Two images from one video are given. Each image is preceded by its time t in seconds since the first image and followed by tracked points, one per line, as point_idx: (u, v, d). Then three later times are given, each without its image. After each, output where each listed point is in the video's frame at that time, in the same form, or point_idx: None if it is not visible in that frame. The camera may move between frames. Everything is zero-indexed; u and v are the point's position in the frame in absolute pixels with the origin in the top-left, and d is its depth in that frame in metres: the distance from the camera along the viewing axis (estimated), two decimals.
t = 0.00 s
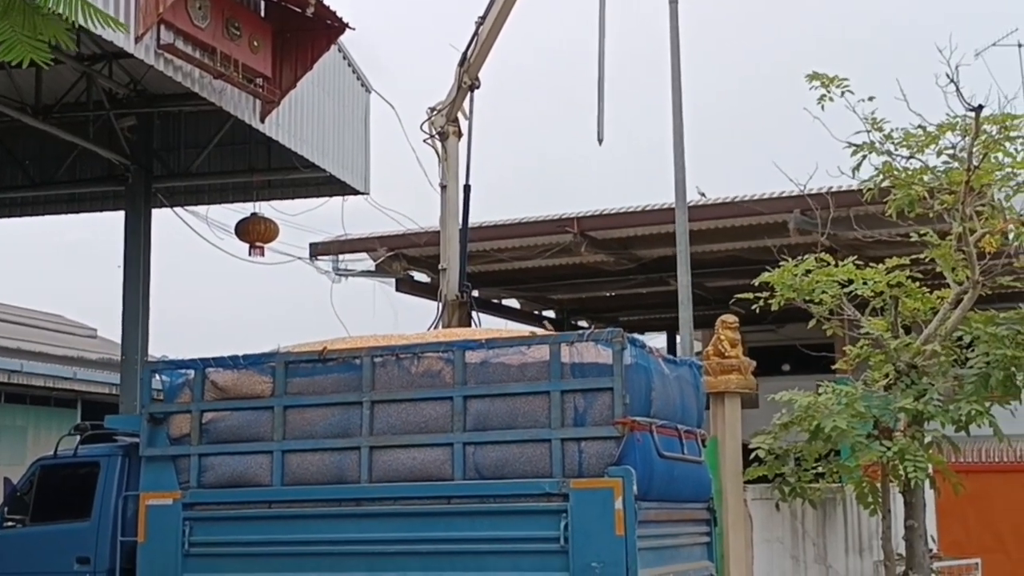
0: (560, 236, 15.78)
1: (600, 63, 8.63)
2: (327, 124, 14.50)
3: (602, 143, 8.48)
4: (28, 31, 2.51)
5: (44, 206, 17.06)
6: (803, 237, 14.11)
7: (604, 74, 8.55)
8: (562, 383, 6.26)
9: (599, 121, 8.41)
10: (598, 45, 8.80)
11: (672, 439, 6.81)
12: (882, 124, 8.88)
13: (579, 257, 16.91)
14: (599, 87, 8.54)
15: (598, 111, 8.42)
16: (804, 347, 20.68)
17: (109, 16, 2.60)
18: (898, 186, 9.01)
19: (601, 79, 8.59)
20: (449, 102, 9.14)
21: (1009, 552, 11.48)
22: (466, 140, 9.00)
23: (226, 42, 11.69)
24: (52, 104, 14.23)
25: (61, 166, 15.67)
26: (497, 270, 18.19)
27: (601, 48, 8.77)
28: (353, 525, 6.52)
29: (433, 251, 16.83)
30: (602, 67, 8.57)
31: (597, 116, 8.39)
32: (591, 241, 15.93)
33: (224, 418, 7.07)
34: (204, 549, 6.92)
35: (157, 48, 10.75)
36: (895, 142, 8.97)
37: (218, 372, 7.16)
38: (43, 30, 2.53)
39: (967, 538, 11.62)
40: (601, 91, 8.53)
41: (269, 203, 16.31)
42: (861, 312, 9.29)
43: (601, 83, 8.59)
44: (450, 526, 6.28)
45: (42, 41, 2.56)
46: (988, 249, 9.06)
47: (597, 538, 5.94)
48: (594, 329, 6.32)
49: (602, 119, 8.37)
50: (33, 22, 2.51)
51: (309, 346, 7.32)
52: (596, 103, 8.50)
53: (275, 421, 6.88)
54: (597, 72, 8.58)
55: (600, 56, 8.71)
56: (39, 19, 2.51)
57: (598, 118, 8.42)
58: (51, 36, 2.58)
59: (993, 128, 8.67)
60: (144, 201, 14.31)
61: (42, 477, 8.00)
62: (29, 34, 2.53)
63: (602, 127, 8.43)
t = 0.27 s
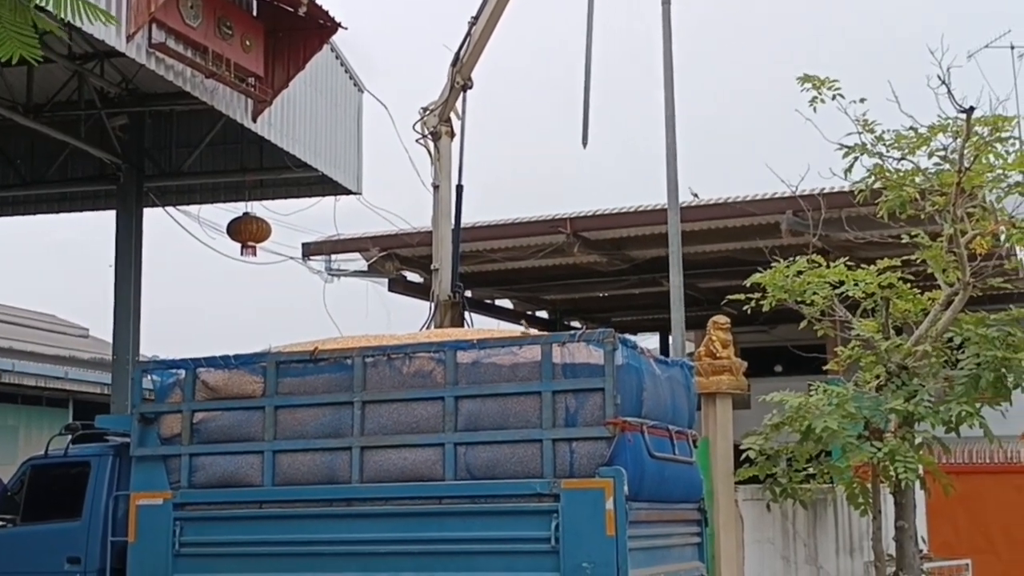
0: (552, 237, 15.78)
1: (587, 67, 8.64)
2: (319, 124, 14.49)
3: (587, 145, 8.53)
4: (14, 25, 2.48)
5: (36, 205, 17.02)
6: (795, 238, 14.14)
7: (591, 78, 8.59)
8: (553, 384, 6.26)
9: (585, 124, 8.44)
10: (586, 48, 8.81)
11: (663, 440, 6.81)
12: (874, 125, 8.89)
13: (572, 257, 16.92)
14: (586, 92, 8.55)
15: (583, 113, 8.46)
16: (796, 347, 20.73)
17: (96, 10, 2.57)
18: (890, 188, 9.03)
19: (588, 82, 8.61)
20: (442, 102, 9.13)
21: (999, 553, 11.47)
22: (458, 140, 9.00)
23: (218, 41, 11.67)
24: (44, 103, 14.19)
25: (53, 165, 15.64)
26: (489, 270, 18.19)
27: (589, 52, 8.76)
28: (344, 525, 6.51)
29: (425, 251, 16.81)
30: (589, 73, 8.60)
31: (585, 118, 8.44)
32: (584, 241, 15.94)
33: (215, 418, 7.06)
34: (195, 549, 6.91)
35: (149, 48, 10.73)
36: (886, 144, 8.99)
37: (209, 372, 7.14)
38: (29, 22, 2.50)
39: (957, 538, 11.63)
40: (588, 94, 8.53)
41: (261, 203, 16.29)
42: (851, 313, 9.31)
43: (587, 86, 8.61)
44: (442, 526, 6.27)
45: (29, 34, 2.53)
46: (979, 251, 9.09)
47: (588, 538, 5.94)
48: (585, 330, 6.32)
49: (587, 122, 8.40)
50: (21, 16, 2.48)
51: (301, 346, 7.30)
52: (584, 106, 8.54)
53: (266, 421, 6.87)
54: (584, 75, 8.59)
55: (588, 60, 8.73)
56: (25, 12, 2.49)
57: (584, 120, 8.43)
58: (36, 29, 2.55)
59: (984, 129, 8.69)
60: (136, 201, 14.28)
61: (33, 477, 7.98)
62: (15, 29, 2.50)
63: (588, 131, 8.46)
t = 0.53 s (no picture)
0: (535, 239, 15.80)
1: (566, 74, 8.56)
2: (302, 125, 14.47)
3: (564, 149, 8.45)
4: None
5: (16, 204, 16.93)
6: (776, 242, 14.20)
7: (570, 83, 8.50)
8: (535, 386, 6.26)
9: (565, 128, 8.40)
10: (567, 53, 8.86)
11: (645, 442, 6.82)
12: (855, 130, 8.95)
13: (554, 260, 16.94)
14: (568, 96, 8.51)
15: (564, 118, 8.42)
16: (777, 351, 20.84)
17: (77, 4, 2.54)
18: (871, 192, 9.08)
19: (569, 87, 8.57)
20: (425, 104, 9.12)
21: (976, 555, 11.43)
22: (441, 142, 9.00)
23: (201, 41, 11.64)
24: (24, 102, 14.13)
25: (34, 164, 15.56)
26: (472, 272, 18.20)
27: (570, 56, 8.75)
28: (325, 527, 6.50)
29: (408, 253, 16.80)
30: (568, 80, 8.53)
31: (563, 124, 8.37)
32: (566, 243, 15.96)
33: (196, 419, 7.03)
34: (174, 550, 6.88)
35: (131, 47, 10.69)
36: (867, 148, 9.04)
37: (190, 372, 7.11)
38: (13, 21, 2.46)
39: (935, 541, 11.48)
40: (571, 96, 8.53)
41: (244, 203, 16.25)
42: (832, 316, 9.36)
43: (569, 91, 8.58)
44: (423, 528, 6.27)
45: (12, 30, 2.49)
46: (959, 256, 9.15)
47: (569, 540, 5.95)
48: (568, 332, 6.32)
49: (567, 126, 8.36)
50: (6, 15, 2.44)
51: (283, 347, 7.28)
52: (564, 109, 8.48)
53: (248, 422, 6.85)
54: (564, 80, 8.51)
55: (568, 65, 8.65)
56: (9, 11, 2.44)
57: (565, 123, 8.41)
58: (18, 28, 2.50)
59: (964, 135, 8.75)
60: (118, 200, 14.22)
61: (12, 477, 7.94)
62: None
63: (568, 135, 8.39)
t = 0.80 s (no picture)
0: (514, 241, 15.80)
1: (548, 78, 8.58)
2: (281, 125, 14.42)
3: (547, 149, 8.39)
4: None
5: None
6: (754, 245, 14.26)
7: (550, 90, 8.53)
8: (514, 387, 6.26)
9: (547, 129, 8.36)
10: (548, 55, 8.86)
11: (622, 444, 6.83)
12: (833, 134, 9.00)
13: (533, 262, 16.95)
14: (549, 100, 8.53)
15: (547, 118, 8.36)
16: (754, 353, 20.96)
17: None
18: (848, 196, 9.13)
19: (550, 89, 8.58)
20: (404, 105, 9.10)
21: (952, 557, 11.43)
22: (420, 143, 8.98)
23: (179, 41, 11.58)
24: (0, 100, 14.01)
25: (10, 163, 15.44)
26: (450, 274, 18.18)
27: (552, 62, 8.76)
28: (303, 528, 6.47)
29: (387, 254, 16.77)
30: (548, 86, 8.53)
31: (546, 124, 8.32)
32: (545, 245, 15.98)
33: (172, 420, 6.99)
34: (151, 552, 6.84)
35: (109, 46, 10.63)
36: (845, 152, 9.10)
37: (167, 373, 7.08)
38: None
39: (912, 543, 11.33)
40: (551, 99, 8.55)
41: (221, 203, 16.18)
42: (810, 319, 9.41)
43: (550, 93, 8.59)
44: (401, 529, 6.25)
45: None
46: (934, 259, 9.22)
47: (547, 542, 5.95)
48: (546, 334, 6.33)
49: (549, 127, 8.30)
50: None
51: (261, 348, 7.25)
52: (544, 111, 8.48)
53: (225, 423, 6.81)
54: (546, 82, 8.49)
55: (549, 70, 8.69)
56: None
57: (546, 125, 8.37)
58: None
59: (940, 139, 8.80)
60: (94, 200, 14.13)
61: None
62: None
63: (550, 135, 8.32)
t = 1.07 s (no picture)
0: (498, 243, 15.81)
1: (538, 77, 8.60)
2: (265, 126, 14.39)
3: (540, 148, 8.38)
4: None
5: None
6: (737, 247, 14.31)
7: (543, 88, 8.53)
8: (498, 389, 6.26)
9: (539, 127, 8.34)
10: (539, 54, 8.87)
11: (606, 445, 6.84)
12: (816, 137, 9.05)
13: (517, 264, 16.97)
14: (539, 101, 8.52)
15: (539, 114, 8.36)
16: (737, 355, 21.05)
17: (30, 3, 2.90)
18: (831, 199, 9.17)
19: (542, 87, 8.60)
20: (389, 106, 9.09)
21: (933, 558, 11.48)
22: (405, 145, 8.98)
23: (163, 41, 11.56)
24: None
25: None
26: (435, 275, 18.18)
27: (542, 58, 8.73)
28: (286, 530, 6.46)
29: (371, 255, 16.75)
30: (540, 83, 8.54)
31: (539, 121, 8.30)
32: (529, 247, 16.00)
33: (156, 421, 6.97)
34: (134, 554, 6.82)
35: (92, 46, 10.59)
36: (828, 155, 9.14)
37: (151, 375, 7.06)
38: None
39: (893, 544, 11.39)
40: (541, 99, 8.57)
41: (205, 204, 16.14)
42: (793, 321, 9.45)
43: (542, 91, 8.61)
44: (385, 531, 6.25)
45: None
46: (916, 262, 9.27)
47: (531, 544, 5.95)
48: (531, 336, 6.33)
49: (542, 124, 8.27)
50: None
51: (245, 349, 7.24)
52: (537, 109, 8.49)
53: (208, 425, 6.80)
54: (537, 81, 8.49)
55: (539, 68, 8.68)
56: None
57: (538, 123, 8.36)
58: None
59: (923, 143, 8.89)
60: (77, 200, 14.07)
61: None
62: None
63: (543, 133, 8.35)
